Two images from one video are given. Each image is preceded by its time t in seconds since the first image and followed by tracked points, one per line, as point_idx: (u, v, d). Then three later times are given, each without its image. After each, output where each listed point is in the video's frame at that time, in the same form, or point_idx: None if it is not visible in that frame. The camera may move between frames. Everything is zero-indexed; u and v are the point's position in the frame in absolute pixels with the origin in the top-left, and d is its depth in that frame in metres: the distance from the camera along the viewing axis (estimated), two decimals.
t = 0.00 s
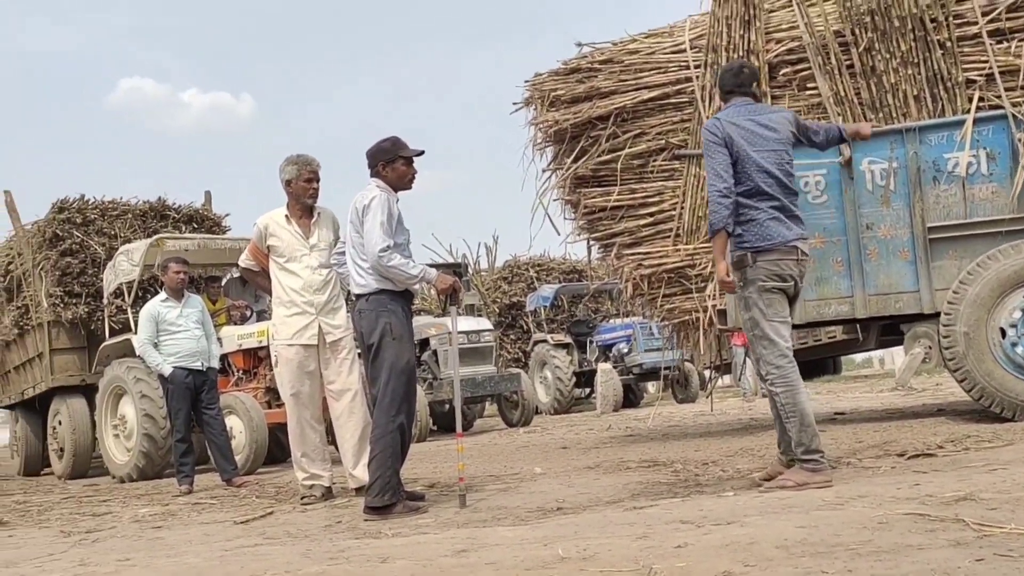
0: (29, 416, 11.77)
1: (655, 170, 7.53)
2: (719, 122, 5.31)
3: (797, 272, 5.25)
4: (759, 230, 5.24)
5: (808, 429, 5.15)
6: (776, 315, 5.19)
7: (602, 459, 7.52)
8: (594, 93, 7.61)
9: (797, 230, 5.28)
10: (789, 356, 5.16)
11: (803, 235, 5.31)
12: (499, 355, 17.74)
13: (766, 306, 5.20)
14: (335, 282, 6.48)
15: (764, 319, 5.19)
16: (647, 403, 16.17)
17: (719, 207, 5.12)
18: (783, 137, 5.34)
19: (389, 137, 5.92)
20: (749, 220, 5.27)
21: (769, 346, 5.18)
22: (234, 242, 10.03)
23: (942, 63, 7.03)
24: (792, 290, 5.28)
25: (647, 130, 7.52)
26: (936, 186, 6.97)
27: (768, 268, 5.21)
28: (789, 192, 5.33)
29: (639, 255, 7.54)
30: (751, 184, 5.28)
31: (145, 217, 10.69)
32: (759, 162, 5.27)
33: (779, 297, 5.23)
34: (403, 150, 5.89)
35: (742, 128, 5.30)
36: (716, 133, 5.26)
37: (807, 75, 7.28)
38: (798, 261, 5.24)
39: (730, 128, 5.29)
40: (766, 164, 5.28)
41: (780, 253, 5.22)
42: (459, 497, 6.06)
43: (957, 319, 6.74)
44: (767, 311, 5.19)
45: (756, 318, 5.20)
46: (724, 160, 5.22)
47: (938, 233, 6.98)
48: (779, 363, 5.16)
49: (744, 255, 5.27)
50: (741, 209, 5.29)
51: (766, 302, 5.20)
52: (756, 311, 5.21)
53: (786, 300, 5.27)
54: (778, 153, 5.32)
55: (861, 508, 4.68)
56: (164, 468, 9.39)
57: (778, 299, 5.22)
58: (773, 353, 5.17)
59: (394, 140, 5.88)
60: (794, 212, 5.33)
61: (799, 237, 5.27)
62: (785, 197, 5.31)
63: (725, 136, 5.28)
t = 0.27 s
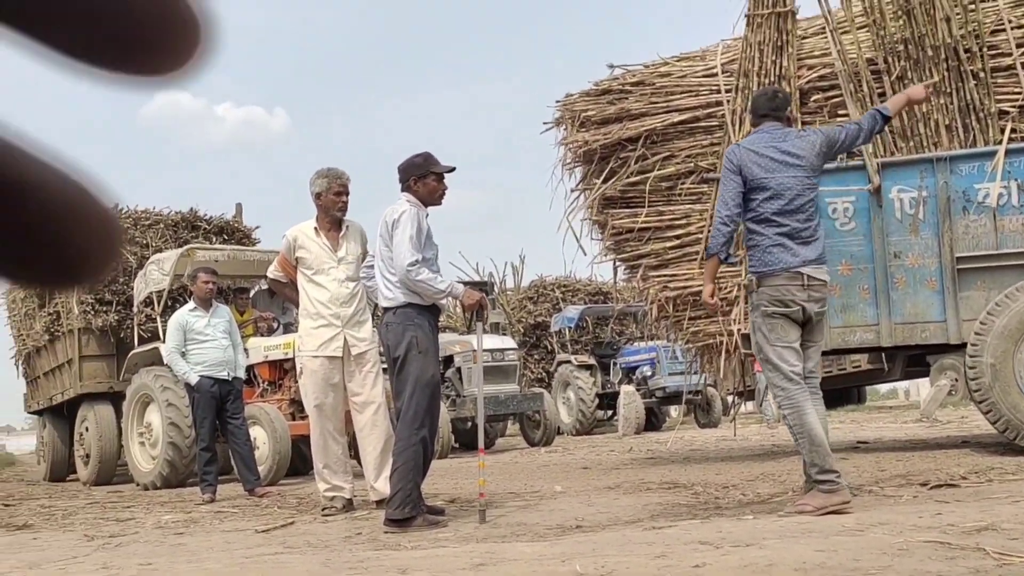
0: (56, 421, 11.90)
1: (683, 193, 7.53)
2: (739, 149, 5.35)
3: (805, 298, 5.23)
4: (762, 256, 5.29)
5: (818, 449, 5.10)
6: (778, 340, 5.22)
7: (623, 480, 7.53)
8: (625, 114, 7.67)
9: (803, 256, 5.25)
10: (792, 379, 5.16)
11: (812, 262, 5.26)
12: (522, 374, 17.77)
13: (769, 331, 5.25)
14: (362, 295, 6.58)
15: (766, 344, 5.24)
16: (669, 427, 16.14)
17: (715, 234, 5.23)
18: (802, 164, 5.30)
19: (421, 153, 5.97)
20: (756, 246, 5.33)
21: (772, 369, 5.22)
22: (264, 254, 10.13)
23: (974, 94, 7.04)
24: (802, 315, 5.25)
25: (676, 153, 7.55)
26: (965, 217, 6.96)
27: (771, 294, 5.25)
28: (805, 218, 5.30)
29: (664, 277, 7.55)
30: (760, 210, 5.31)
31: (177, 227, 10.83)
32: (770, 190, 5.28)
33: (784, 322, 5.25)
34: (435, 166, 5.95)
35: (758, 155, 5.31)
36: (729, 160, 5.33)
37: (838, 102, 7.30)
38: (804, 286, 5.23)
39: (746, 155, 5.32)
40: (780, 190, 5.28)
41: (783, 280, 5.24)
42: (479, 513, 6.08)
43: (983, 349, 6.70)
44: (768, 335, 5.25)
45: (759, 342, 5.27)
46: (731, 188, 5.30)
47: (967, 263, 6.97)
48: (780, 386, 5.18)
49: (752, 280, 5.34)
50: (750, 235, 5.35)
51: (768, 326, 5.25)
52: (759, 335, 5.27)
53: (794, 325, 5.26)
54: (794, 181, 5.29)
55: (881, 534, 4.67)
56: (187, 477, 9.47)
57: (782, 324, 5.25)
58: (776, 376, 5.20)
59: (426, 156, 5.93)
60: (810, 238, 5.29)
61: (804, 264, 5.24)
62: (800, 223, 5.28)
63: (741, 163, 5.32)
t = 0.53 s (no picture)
0: (59, 391, 11.95)
1: (693, 192, 7.54)
2: (755, 149, 5.29)
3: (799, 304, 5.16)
4: (770, 259, 5.22)
5: (779, 441, 5.13)
6: (758, 343, 5.22)
7: (621, 476, 7.54)
8: (639, 111, 7.69)
9: (808, 260, 5.17)
10: (757, 376, 5.23)
11: (819, 266, 5.18)
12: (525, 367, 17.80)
13: (754, 333, 5.24)
14: (369, 279, 6.58)
15: (744, 344, 5.27)
16: (669, 427, 16.16)
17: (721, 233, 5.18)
18: (816, 168, 5.24)
19: (437, 139, 6.01)
20: (764, 248, 5.27)
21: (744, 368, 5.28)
22: (273, 234, 10.15)
23: (989, 105, 7.04)
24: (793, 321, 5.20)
25: (688, 152, 7.55)
26: (974, 228, 6.96)
27: (767, 298, 5.20)
28: (815, 222, 5.22)
29: (671, 275, 7.57)
30: (771, 212, 5.24)
31: (188, 204, 10.86)
32: (783, 192, 5.21)
33: (771, 326, 5.22)
34: (449, 153, 5.97)
35: (772, 156, 5.24)
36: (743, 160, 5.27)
37: (852, 108, 7.31)
38: (802, 293, 5.15)
39: (761, 156, 5.26)
40: (792, 192, 5.21)
41: (784, 284, 5.17)
42: (476, 501, 6.11)
43: (986, 361, 6.71)
44: (754, 338, 5.24)
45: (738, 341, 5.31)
46: (743, 188, 5.25)
47: (974, 274, 6.97)
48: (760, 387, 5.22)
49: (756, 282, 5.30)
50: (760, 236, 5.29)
51: (755, 330, 5.24)
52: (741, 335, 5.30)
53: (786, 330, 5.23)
54: (807, 184, 5.22)
55: (876, 540, 4.68)
56: (187, 453, 9.51)
57: (768, 327, 5.22)
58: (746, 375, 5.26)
59: (441, 142, 5.96)
60: (818, 242, 5.21)
61: (810, 267, 5.17)
62: (809, 226, 5.21)
63: (755, 163, 5.26)
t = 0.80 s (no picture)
0: (26, 357, 11.83)
1: (675, 184, 7.51)
2: (730, 142, 5.24)
3: (769, 296, 5.15)
4: (739, 251, 5.21)
5: (735, 450, 5.12)
6: (733, 335, 5.17)
7: (589, 464, 7.54)
8: (624, 100, 7.66)
9: (778, 255, 5.17)
10: (735, 371, 5.15)
11: (787, 261, 5.19)
12: (498, 353, 17.78)
13: (728, 324, 5.19)
14: (345, 256, 6.54)
15: (720, 336, 5.21)
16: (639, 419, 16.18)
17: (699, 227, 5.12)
18: (789, 165, 5.22)
19: (420, 118, 5.96)
20: (734, 241, 5.24)
21: (718, 361, 5.21)
22: (250, 208, 10.06)
23: (972, 110, 7.04)
24: (764, 315, 5.17)
25: (671, 143, 7.53)
26: (952, 232, 6.99)
27: (739, 289, 5.18)
28: (786, 217, 5.22)
29: (648, 266, 7.56)
30: (744, 206, 5.21)
31: (165, 173, 10.74)
32: (757, 186, 5.18)
33: (745, 318, 5.17)
34: (433, 132, 5.93)
35: (749, 151, 5.20)
36: (721, 153, 5.20)
37: (836, 107, 7.32)
38: (772, 285, 5.15)
39: (737, 149, 5.21)
40: (765, 187, 5.19)
41: (755, 276, 5.17)
42: (443, 483, 6.08)
43: (957, 365, 6.75)
44: (728, 330, 5.18)
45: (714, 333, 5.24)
46: (718, 180, 5.19)
47: (949, 278, 6.99)
48: (733, 377, 5.14)
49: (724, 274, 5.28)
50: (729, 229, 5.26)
51: (728, 321, 5.18)
52: (717, 326, 5.23)
53: (759, 321, 5.19)
54: (780, 181, 5.21)
55: (840, 535, 4.69)
56: (153, 424, 9.43)
57: (743, 319, 5.17)
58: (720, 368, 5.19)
59: (424, 122, 5.91)
60: (788, 237, 5.21)
61: (779, 262, 5.17)
62: (780, 221, 5.20)
63: (731, 156, 5.20)
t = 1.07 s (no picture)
0: (11, 346, 11.78)
1: (666, 191, 7.53)
2: (711, 148, 5.26)
3: (748, 300, 5.18)
4: (718, 256, 5.23)
5: (717, 456, 5.12)
6: (714, 340, 5.18)
7: (573, 468, 7.55)
8: (618, 105, 7.69)
9: (757, 260, 5.21)
10: (717, 375, 5.15)
11: (765, 267, 5.23)
12: (485, 357, 17.80)
13: (709, 329, 5.20)
14: (334, 252, 6.54)
15: (703, 341, 5.21)
16: (625, 426, 16.20)
17: (684, 232, 5.13)
18: (767, 173, 5.28)
19: (413, 115, 5.97)
20: (713, 245, 5.26)
21: (702, 367, 5.21)
22: (240, 203, 10.05)
23: (962, 127, 7.07)
24: (744, 318, 5.19)
25: (664, 150, 7.54)
26: (939, 247, 7.03)
27: (718, 293, 5.20)
28: (764, 224, 5.26)
29: (637, 272, 7.58)
30: (724, 212, 5.24)
31: (156, 166, 10.72)
32: (737, 192, 5.21)
33: (725, 322, 5.20)
34: (425, 130, 5.94)
35: (730, 157, 5.24)
36: (703, 158, 5.22)
37: (828, 120, 7.36)
38: (751, 289, 5.18)
39: (718, 156, 5.24)
40: (744, 194, 5.22)
41: (732, 281, 5.20)
42: (426, 481, 6.08)
43: (940, 379, 6.79)
44: (709, 334, 5.20)
45: (697, 338, 5.24)
46: (701, 185, 5.21)
47: (935, 293, 7.04)
48: (717, 381, 5.14)
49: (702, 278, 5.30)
50: (708, 233, 5.28)
51: (709, 326, 5.20)
52: (699, 331, 5.24)
53: (739, 326, 5.21)
54: (760, 188, 5.25)
55: (820, 543, 4.70)
56: (137, 417, 9.41)
57: (723, 323, 5.19)
58: (704, 374, 5.19)
59: (418, 119, 5.93)
60: (766, 243, 5.26)
61: (756, 267, 5.20)
62: (759, 227, 5.24)
63: (713, 162, 5.23)
